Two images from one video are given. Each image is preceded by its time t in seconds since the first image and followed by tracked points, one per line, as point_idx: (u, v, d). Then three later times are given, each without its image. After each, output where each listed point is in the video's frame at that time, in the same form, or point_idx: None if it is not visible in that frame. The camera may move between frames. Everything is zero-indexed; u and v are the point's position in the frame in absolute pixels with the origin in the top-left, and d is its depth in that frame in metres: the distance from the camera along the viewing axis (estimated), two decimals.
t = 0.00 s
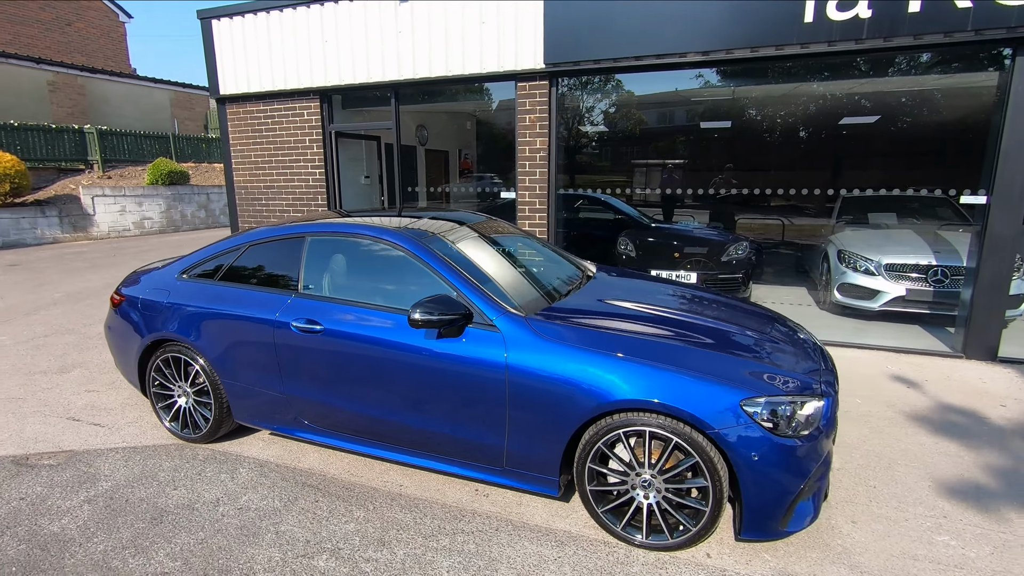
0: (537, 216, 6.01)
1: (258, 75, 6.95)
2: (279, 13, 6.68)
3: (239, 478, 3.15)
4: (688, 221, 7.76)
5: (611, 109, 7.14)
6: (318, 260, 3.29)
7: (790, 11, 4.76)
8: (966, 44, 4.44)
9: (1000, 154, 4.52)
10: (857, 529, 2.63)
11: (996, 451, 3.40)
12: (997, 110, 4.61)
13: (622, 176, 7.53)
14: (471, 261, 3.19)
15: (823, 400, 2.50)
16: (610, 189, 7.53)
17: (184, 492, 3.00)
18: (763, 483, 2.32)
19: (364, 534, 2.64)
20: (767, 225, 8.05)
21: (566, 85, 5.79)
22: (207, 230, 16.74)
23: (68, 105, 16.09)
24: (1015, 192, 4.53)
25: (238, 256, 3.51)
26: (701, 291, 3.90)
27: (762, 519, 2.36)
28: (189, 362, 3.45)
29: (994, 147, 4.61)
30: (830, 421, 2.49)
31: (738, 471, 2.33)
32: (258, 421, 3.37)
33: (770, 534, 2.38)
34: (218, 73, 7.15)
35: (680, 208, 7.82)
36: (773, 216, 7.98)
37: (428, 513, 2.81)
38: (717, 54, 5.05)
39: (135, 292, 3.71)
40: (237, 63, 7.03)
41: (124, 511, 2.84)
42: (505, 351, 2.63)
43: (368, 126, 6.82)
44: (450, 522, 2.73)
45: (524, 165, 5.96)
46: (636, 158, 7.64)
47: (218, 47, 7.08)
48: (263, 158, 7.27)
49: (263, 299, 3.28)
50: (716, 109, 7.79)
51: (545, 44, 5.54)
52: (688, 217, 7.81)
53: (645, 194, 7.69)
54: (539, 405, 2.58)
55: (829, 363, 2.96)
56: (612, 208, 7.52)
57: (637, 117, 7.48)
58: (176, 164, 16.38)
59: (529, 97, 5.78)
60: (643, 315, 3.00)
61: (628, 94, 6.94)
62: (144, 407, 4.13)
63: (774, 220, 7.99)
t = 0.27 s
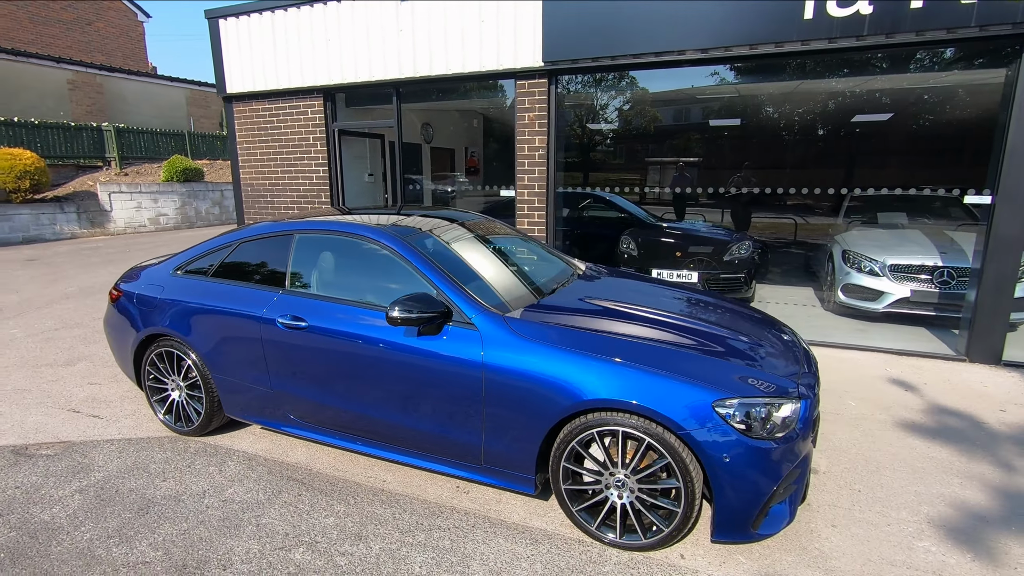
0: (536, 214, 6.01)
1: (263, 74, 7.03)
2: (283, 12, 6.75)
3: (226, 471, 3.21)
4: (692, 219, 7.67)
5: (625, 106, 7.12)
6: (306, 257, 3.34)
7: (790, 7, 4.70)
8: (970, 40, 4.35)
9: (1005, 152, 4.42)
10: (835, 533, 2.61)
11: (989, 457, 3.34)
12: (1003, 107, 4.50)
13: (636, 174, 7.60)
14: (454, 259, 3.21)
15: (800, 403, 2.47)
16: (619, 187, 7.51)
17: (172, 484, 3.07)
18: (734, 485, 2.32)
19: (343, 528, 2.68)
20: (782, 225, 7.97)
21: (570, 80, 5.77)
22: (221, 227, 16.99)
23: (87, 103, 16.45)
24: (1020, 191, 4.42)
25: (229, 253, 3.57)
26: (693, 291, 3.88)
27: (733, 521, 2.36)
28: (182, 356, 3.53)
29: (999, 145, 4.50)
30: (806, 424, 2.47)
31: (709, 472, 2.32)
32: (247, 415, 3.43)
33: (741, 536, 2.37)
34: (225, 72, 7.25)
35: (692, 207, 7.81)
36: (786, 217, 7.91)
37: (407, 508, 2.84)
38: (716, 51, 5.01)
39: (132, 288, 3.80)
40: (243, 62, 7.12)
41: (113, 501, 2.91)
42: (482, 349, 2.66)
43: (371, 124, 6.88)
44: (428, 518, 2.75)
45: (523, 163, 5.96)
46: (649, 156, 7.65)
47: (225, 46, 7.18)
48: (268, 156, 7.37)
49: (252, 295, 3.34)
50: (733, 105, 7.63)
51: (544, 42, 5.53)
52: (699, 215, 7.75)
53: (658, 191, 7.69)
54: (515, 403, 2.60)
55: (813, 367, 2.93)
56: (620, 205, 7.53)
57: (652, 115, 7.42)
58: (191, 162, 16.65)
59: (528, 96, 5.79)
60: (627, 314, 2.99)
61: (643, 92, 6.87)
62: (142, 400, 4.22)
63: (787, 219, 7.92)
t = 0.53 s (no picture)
0: (538, 207, 5.97)
1: (269, 67, 7.07)
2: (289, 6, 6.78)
3: (219, 459, 3.25)
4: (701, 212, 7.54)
5: (642, 99, 7.07)
6: (297, 249, 3.35)
7: None
8: (984, 25, 4.20)
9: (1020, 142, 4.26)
10: (824, 531, 2.55)
11: (993, 456, 3.24)
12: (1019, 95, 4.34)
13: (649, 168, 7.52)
14: (442, 250, 3.20)
15: (786, 397, 2.42)
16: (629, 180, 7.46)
17: (166, 471, 3.12)
18: (715, 481, 2.28)
19: (328, 517, 2.70)
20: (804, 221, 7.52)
21: (583, 72, 5.70)
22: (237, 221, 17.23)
23: (106, 99, 16.76)
24: None
25: (224, 244, 3.61)
26: (690, 284, 3.82)
27: (714, 516, 2.31)
28: (178, 346, 3.58)
29: (1014, 135, 4.35)
30: (792, 419, 2.41)
31: (690, 467, 2.29)
32: (241, 404, 3.47)
33: (723, 531, 2.33)
34: (233, 66, 7.32)
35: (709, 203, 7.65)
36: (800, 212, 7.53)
37: (393, 499, 2.84)
38: (720, 40, 4.92)
39: (132, 278, 3.86)
40: (250, 56, 7.17)
41: (106, 487, 2.96)
42: (465, 341, 2.65)
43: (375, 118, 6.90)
44: (413, 509, 2.76)
45: (526, 155, 5.93)
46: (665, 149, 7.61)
47: (233, 40, 7.24)
48: (276, 149, 7.43)
49: (244, 286, 3.37)
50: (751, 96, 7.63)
51: (546, 33, 5.48)
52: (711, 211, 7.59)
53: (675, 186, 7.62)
54: (497, 395, 2.59)
55: (805, 362, 2.86)
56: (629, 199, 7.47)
57: (670, 108, 7.39)
58: (207, 156, 16.90)
59: (530, 88, 5.75)
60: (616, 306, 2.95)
61: (661, 84, 6.82)
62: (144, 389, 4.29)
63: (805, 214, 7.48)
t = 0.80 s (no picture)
0: (535, 201, 5.92)
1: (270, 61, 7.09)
2: None
3: (204, 450, 3.26)
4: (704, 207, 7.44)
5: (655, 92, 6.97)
6: (280, 240, 3.35)
7: None
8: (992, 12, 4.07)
9: None
10: (806, 531, 2.49)
11: (990, 456, 3.14)
12: None
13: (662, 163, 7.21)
14: (424, 242, 3.17)
15: (765, 394, 2.35)
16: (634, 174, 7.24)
17: (150, 461, 3.14)
18: (688, 479, 2.22)
19: (304, 509, 2.69)
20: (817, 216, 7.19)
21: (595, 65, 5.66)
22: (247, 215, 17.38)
23: (120, 94, 16.98)
24: None
25: (211, 236, 3.62)
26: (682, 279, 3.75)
27: (688, 515, 2.25)
28: (166, 337, 3.60)
29: None
30: (772, 417, 2.34)
31: (662, 465, 2.23)
32: (226, 396, 3.48)
33: (697, 531, 2.27)
34: (235, 61, 7.34)
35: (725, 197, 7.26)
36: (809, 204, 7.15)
37: (371, 492, 2.83)
38: (720, 30, 4.84)
39: (123, 270, 3.89)
40: (252, 50, 7.19)
41: (90, 476, 2.99)
42: (440, 334, 2.63)
43: (374, 111, 6.89)
44: (389, 502, 2.74)
45: (524, 148, 5.87)
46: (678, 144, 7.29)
47: (235, 34, 7.26)
48: (278, 143, 7.46)
49: (229, 278, 3.37)
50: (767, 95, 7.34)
51: (543, 24, 5.41)
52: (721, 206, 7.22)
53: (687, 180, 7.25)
54: (472, 389, 2.56)
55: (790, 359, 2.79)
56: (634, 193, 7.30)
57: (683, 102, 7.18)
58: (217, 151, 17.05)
59: (528, 80, 5.69)
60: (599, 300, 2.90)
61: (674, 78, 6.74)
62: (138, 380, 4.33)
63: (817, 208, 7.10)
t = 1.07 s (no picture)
0: (535, 195, 5.87)
1: (275, 53, 7.10)
2: None
3: (190, 441, 3.29)
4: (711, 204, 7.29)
5: (673, 85, 6.88)
6: (266, 234, 3.35)
7: None
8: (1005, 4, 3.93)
9: None
10: (786, 539, 2.43)
11: (986, 463, 3.05)
12: None
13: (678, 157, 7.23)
14: (407, 237, 3.16)
15: (743, 398, 2.30)
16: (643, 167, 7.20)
17: (137, 451, 3.17)
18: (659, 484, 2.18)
19: (282, 504, 2.70)
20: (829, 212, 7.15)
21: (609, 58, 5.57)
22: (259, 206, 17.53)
23: (135, 84, 17.19)
24: None
25: (200, 229, 3.64)
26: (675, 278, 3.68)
27: (661, 520, 2.21)
28: (157, 328, 3.63)
29: None
30: (751, 422, 2.28)
31: (634, 470, 2.19)
32: (214, 388, 3.50)
33: (669, 536, 2.22)
34: (240, 52, 7.37)
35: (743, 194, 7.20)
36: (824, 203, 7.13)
37: (349, 488, 2.83)
38: (724, 22, 4.78)
39: (117, 261, 3.93)
40: (256, 41, 7.20)
41: (76, 465, 3.03)
42: (416, 331, 2.61)
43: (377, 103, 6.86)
44: (366, 499, 2.74)
45: (524, 142, 5.81)
46: (695, 137, 7.37)
47: (240, 25, 7.28)
48: (282, 135, 7.48)
49: (216, 271, 3.39)
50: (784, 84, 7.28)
51: (545, 16, 5.35)
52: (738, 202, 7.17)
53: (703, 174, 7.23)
54: (447, 387, 2.54)
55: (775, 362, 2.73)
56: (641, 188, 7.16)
57: (702, 95, 7.14)
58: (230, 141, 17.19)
59: (529, 72, 5.63)
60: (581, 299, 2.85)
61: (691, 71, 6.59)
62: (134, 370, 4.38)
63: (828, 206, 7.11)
